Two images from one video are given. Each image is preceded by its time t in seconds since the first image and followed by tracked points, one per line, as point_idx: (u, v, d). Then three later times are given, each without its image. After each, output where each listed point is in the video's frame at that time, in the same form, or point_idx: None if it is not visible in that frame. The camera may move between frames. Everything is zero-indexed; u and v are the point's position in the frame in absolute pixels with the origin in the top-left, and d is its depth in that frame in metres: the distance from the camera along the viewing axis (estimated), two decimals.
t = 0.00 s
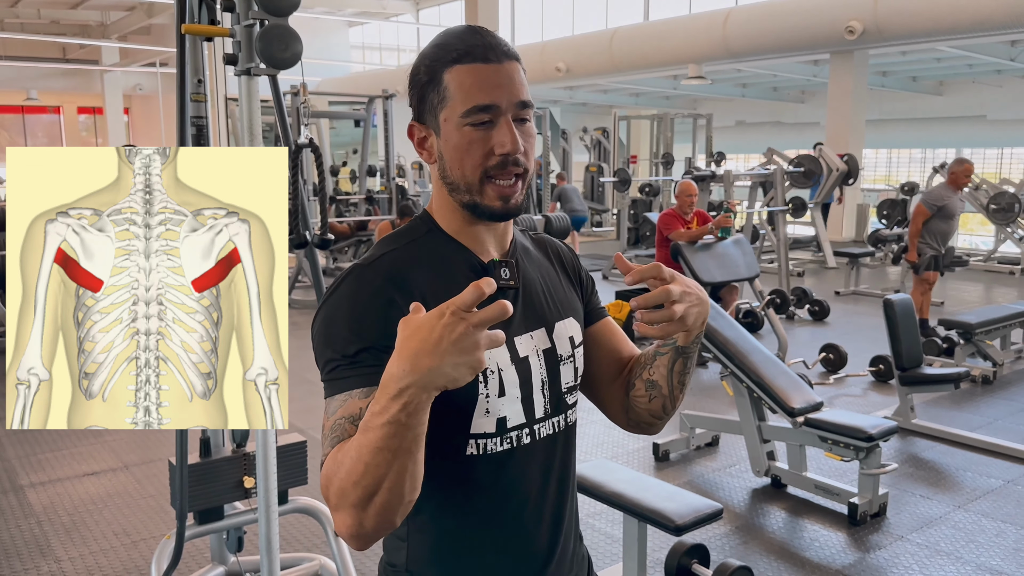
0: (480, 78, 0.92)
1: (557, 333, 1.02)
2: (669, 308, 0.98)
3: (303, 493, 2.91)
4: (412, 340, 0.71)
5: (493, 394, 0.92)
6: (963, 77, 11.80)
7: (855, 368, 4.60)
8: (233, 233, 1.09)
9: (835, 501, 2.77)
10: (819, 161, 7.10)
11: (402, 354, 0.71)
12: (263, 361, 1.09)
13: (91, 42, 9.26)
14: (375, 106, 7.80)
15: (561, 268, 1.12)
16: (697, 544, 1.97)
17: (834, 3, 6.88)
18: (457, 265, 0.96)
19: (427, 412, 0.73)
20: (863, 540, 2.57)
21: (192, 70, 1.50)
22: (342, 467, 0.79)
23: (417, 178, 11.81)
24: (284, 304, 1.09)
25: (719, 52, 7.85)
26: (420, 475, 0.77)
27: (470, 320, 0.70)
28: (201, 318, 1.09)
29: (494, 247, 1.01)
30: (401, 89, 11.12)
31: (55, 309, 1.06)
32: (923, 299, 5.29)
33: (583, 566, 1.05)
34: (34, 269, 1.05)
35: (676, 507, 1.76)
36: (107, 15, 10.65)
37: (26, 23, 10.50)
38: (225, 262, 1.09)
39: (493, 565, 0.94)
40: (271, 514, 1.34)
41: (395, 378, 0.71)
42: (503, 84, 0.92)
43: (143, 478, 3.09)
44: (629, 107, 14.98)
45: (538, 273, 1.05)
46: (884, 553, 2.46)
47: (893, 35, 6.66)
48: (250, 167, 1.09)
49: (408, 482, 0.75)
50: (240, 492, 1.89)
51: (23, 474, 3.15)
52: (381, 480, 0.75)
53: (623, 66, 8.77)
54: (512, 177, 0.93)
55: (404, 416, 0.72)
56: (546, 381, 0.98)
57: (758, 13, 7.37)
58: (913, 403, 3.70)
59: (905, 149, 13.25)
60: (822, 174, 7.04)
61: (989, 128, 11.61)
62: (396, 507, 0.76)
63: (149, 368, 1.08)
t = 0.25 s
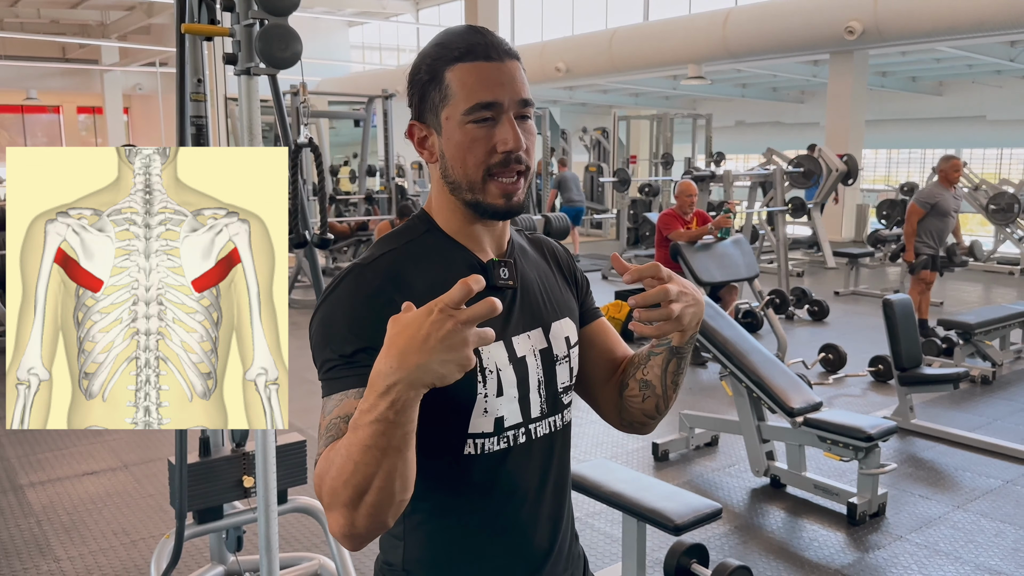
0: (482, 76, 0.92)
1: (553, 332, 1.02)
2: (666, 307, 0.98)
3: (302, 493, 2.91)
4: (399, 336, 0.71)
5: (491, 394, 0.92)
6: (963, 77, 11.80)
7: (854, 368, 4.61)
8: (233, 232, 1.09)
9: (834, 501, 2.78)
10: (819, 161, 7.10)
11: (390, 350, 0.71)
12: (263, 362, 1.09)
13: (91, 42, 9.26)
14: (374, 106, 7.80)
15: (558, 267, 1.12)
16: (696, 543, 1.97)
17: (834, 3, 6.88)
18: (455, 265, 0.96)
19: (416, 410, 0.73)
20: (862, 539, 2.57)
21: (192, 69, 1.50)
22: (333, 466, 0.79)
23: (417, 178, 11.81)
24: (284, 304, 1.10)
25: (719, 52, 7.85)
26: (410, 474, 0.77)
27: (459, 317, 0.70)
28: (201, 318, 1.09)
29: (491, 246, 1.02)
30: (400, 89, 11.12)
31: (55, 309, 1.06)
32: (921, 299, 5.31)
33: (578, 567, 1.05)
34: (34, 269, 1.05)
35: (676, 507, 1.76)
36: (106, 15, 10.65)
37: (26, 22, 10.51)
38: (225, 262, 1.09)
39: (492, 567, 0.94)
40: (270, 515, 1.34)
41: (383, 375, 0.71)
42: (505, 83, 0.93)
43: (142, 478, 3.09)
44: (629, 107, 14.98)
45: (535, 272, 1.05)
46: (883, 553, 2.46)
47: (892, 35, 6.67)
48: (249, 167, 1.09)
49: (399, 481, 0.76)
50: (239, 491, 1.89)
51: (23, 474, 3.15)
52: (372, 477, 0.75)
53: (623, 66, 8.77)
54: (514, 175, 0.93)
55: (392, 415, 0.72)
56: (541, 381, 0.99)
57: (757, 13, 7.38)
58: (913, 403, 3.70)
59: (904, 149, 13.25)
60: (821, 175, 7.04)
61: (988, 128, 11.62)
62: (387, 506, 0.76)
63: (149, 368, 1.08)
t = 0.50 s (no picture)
0: (480, 68, 0.92)
1: (555, 330, 1.02)
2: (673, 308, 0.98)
3: (302, 492, 2.91)
4: (409, 336, 0.70)
5: (491, 393, 0.92)
6: (963, 77, 11.80)
7: (854, 368, 4.61)
8: (233, 232, 1.09)
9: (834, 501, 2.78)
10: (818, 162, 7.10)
11: (401, 351, 0.71)
12: (263, 361, 1.09)
13: (90, 42, 9.26)
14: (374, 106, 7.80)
15: (559, 265, 1.12)
16: (696, 543, 1.97)
17: (834, 3, 6.88)
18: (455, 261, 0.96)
19: (425, 410, 0.73)
20: (861, 540, 2.57)
21: (192, 69, 1.50)
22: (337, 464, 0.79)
23: (417, 178, 11.81)
24: (284, 304, 1.10)
25: (718, 52, 7.85)
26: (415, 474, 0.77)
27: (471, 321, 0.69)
28: (201, 318, 1.09)
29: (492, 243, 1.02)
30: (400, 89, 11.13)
31: (55, 309, 1.06)
32: (923, 299, 5.32)
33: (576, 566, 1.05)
34: (34, 269, 1.05)
35: (676, 507, 1.76)
36: (106, 15, 10.64)
37: (26, 22, 10.51)
38: (225, 262, 1.08)
39: (489, 567, 0.94)
40: (270, 515, 1.34)
41: (395, 376, 0.71)
42: (502, 75, 0.93)
43: (141, 478, 3.09)
44: (629, 107, 14.99)
45: (537, 270, 1.05)
46: (883, 553, 2.47)
47: (892, 35, 6.67)
48: (249, 167, 1.08)
49: (404, 480, 0.76)
50: (239, 492, 1.88)
51: (22, 474, 3.14)
52: (378, 476, 0.75)
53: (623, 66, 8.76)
54: (514, 167, 0.93)
55: (401, 415, 0.72)
56: (542, 380, 0.99)
57: (757, 13, 7.37)
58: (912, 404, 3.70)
59: (904, 149, 13.26)
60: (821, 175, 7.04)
61: (988, 128, 11.62)
62: (390, 506, 0.77)
63: (149, 368, 1.08)
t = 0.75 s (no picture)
0: (445, 57, 0.94)
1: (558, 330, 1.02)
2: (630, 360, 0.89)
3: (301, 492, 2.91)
4: (471, 317, 0.70)
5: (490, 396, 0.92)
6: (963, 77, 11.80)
7: (853, 368, 4.61)
8: (233, 232, 1.09)
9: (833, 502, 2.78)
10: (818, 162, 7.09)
11: (469, 317, 0.70)
12: (263, 362, 1.09)
13: (90, 42, 9.26)
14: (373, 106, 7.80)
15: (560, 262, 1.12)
16: (695, 543, 1.97)
17: (834, 3, 6.88)
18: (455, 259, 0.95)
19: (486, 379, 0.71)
20: (860, 540, 2.57)
21: (191, 70, 1.50)
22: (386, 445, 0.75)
23: (417, 177, 11.82)
24: (284, 304, 1.10)
25: (718, 52, 7.85)
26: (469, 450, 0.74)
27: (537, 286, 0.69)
28: (201, 318, 1.09)
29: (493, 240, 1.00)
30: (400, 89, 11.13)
31: (55, 309, 1.06)
32: (923, 300, 5.33)
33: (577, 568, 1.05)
34: (34, 269, 1.05)
35: (675, 508, 1.76)
36: (106, 15, 10.64)
37: (27, 22, 10.53)
38: (225, 262, 1.09)
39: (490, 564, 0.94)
40: (270, 515, 1.34)
41: (465, 341, 0.69)
42: (469, 56, 0.94)
43: (141, 478, 3.09)
44: (629, 107, 15.00)
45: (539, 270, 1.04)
46: (882, 554, 2.47)
47: (892, 36, 6.67)
48: (249, 167, 1.08)
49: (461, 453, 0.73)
50: (238, 492, 1.88)
51: (22, 474, 3.14)
52: (427, 470, 0.73)
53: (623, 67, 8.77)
54: (493, 140, 0.91)
55: (468, 379, 0.70)
56: (540, 382, 0.98)
57: (757, 14, 7.38)
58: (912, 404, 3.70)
59: (904, 150, 13.27)
60: (820, 175, 7.04)
61: (988, 129, 11.63)
62: (450, 479, 0.74)
63: (149, 368, 1.08)
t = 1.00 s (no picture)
0: (419, 69, 0.91)
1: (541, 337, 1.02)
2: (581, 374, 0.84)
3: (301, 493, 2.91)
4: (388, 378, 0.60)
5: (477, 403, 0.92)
6: (962, 78, 11.81)
7: (853, 369, 4.62)
8: (233, 232, 1.09)
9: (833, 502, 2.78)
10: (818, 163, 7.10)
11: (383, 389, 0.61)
12: (263, 361, 1.09)
13: (90, 42, 9.26)
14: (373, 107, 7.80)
15: (549, 263, 1.10)
16: (695, 545, 1.97)
17: (833, 4, 6.88)
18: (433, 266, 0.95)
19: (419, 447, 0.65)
20: (860, 541, 2.57)
21: (191, 71, 1.50)
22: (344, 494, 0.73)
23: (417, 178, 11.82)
24: (284, 304, 1.10)
25: (718, 53, 7.85)
26: (426, 498, 0.71)
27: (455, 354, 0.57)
28: (201, 318, 1.09)
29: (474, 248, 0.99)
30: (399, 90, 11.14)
31: (55, 309, 1.05)
32: (923, 301, 5.33)
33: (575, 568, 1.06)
34: (34, 269, 1.05)
35: (674, 508, 1.76)
36: (105, 15, 10.64)
37: (26, 22, 10.53)
38: (225, 262, 1.08)
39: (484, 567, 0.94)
40: (269, 517, 1.34)
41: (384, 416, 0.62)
42: (442, 71, 0.91)
43: (140, 479, 3.08)
44: (629, 108, 15.01)
45: (522, 271, 1.03)
46: (882, 554, 2.47)
47: (891, 37, 6.67)
48: (249, 168, 1.08)
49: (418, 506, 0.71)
50: (238, 492, 1.88)
51: (21, 475, 3.14)
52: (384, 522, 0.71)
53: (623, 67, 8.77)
54: (465, 164, 0.91)
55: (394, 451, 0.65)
56: (529, 388, 0.99)
57: (757, 14, 7.38)
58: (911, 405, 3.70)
59: (903, 150, 13.28)
60: (819, 176, 7.04)
61: (988, 130, 11.64)
62: (411, 528, 0.72)
63: (149, 368, 1.08)
